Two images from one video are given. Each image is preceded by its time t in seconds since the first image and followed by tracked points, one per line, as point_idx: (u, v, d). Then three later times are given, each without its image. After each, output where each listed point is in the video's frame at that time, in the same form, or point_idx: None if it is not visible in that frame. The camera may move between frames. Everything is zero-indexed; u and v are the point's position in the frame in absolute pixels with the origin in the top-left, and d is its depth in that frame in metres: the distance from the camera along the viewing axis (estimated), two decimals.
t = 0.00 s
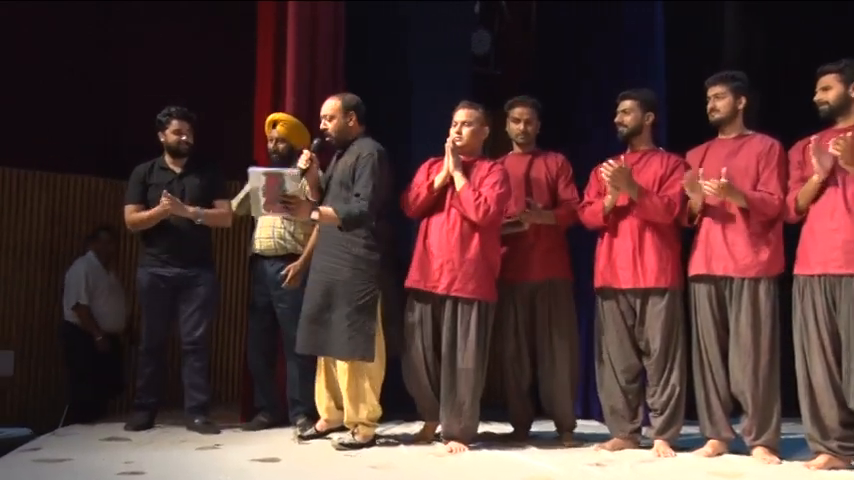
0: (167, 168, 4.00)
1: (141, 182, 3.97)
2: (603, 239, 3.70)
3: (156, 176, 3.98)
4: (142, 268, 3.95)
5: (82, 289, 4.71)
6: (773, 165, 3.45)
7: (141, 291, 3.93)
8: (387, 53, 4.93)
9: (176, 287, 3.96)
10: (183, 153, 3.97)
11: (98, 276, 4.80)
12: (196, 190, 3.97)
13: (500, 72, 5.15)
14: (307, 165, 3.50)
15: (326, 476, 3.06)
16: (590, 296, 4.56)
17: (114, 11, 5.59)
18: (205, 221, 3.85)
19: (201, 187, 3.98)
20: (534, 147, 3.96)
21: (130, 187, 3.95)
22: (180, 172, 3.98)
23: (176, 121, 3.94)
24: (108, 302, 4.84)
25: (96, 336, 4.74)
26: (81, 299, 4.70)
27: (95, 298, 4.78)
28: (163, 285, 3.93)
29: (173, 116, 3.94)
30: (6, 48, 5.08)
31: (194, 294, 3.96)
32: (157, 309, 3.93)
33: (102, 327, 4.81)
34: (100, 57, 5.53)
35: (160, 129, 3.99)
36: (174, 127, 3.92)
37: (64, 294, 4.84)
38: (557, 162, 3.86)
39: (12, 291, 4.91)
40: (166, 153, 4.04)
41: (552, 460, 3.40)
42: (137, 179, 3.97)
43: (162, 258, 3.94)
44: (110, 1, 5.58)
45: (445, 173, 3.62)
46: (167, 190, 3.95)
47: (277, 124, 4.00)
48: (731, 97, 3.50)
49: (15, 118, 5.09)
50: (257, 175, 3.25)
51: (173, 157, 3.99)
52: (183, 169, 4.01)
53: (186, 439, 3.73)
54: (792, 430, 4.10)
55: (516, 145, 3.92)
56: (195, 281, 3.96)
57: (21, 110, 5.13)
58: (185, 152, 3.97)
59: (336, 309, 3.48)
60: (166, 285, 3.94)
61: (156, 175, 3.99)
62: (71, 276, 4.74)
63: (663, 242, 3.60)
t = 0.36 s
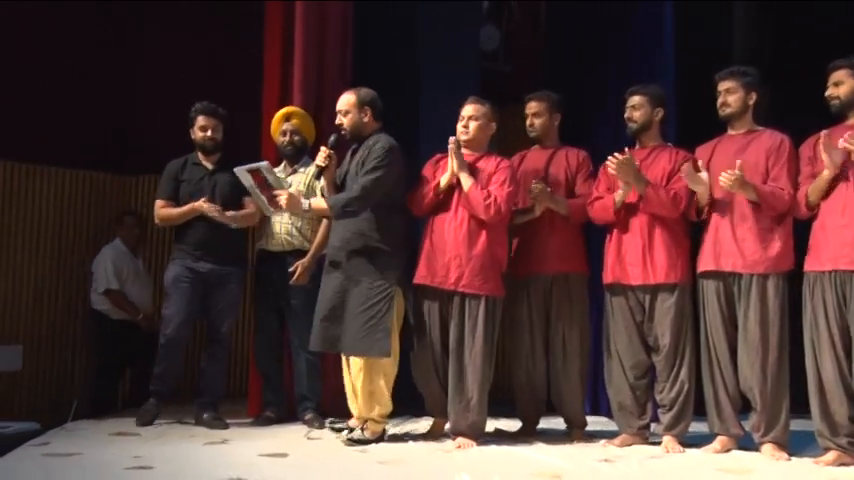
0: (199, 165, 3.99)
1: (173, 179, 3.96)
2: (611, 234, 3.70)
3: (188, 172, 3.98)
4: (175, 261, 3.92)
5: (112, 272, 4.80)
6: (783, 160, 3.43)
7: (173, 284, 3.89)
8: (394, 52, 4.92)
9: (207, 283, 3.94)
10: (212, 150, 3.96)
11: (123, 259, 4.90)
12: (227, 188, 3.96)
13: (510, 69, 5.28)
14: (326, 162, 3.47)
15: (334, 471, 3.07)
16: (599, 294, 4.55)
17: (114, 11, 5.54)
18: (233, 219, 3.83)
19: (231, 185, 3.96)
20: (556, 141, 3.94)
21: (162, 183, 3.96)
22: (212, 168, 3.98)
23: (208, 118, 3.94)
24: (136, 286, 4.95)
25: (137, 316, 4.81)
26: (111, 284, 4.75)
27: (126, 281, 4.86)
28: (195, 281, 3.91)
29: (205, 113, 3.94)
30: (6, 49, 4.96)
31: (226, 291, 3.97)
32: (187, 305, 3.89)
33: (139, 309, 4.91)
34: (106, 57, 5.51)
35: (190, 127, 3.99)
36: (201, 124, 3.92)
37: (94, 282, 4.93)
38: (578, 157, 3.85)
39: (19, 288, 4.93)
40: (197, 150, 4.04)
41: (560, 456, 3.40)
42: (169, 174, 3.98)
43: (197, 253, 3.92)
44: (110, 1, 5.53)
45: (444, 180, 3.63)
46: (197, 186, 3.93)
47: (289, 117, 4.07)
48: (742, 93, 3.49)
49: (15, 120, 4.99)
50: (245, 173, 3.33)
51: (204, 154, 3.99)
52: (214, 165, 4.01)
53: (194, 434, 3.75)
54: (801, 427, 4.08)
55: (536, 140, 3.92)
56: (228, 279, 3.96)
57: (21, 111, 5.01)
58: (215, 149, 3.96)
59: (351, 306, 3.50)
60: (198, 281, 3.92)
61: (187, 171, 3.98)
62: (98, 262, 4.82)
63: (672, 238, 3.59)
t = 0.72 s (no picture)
0: (218, 164, 3.81)
1: (190, 178, 3.78)
2: (612, 235, 3.69)
3: (206, 171, 3.80)
4: (192, 263, 3.76)
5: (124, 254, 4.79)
6: (785, 161, 3.43)
7: (196, 284, 3.73)
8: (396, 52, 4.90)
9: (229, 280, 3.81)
10: (230, 148, 3.78)
11: (142, 240, 4.89)
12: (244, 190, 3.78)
13: (511, 70, 5.16)
14: (328, 163, 3.47)
15: (335, 472, 3.07)
16: (601, 295, 4.54)
17: (114, 11, 5.55)
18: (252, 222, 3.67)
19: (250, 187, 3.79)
20: (566, 142, 3.91)
21: (177, 181, 3.77)
22: (231, 168, 3.80)
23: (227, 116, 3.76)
24: (153, 271, 4.87)
25: (130, 300, 4.78)
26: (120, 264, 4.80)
27: (138, 265, 4.84)
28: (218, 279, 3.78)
29: (225, 110, 3.77)
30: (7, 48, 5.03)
31: (246, 290, 3.84)
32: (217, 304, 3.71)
33: (143, 296, 4.84)
34: (106, 58, 5.51)
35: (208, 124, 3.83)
36: (216, 122, 3.76)
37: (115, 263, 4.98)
38: (586, 156, 3.84)
39: (18, 290, 4.91)
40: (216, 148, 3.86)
41: (561, 457, 3.40)
42: (186, 172, 3.79)
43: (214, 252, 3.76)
44: (110, 2, 5.54)
45: (432, 218, 3.50)
46: (215, 187, 3.77)
47: (295, 118, 4.05)
48: (745, 93, 3.49)
49: (15, 118, 5.04)
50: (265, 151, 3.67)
51: (222, 152, 3.81)
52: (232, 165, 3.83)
53: (194, 435, 3.75)
54: (803, 429, 4.07)
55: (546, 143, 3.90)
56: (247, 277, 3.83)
57: (21, 110, 5.07)
58: (232, 146, 3.79)
59: (348, 306, 3.49)
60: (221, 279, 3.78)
61: (205, 169, 3.81)
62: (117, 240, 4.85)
63: (674, 239, 3.58)
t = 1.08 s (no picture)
0: (224, 163, 3.71)
1: (198, 180, 3.67)
2: (610, 237, 3.70)
3: (215, 171, 3.69)
4: (205, 265, 3.67)
5: (134, 249, 4.86)
6: (782, 163, 3.44)
7: (208, 288, 3.63)
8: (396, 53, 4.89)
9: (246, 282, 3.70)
10: (234, 145, 3.67)
11: (153, 235, 4.92)
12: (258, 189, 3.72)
13: (509, 71, 5.05)
14: (327, 167, 3.48)
15: (333, 473, 3.07)
16: (599, 296, 4.55)
17: (114, 11, 5.53)
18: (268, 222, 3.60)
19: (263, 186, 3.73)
20: (568, 144, 3.93)
21: (187, 186, 3.66)
22: (238, 165, 3.71)
23: (232, 114, 3.66)
24: (161, 269, 4.88)
25: (135, 296, 4.80)
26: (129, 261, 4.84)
27: (147, 260, 4.88)
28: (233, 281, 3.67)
29: (228, 108, 3.65)
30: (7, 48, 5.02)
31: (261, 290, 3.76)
32: (231, 308, 3.64)
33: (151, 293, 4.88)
34: (106, 56, 5.50)
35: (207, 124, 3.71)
36: (215, 120, 3.63)
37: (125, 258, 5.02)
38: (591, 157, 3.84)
39: (15, 289, 4.88)
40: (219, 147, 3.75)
41: (560, 458, 3.40)
42: (194, 175, 3.68)
43: (229, 254, 3.68)
44: (110, 1, 5.52)
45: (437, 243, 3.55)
46: (227, 189, 3.67)
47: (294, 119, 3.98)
48: (743, 95, 3.49)
49: (15, 118, 5.03)
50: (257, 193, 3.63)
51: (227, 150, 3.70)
52: (240, 161, 3.73)
53: (192, 437, 3.75)
54: (800, 430, 4.08)
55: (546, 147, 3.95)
56: (261, 278, 3.75)
57: (21, 110, 5.05)
58: (234, 143, 3.67)
59: (348, 308, 3.49)
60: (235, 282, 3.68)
61: (214, 171, 3.70)
62: (127, 238, 4.92)
63: (671, 240, 3.59)
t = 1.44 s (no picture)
0: (237, 161, 3.71)
1: (211, 178, 3.67)
2: (607, 240, 3.70)
3: (227, 170, 3.70)
4: (215, 269, 3.67)
5: (139, 233, 4.84)
6: (778, 166, 3.44)
7: (216, 292, 3.62)
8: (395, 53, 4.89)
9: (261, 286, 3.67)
10: (246, 143, 3.64)
11: (157, 216, 4.88)
12: (266, 190, 3.67)
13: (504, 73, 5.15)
14: (328, 170, 3.43)
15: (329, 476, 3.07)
16: (596, 299, 4.56)
17: (114, 11, 5.51)
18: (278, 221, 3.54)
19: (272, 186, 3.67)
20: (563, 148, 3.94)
21: (200, 183, 3.68)
22: (250, 164, 3.68)
23: (242, 113, 3.61)
24: (164, 248, 4.80)
25: (140, 278, 4.72)
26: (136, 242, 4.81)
27: (152, 243, 4.82)
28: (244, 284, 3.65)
29: (238, 106, 3.59)
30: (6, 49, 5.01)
31: (273, 292, 3.66)
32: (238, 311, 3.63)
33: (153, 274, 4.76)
34: (106, 55, 5.48)
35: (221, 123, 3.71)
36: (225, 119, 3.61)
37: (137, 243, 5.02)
38: (583, 163, 3.85)
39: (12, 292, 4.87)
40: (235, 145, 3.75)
41: (556, 461, 3.40)
42: (207, 173, 3.69)
43: (238, 256, 3.65)
44: (110, 1, 5.50)
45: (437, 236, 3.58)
46: (238, 186, 3.66)
47: (288, 122, 4.02)
48: (736, 99, 3.50)
49: (14, 119, 5.02)
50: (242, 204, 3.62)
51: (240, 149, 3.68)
52: (253, 160, 3.71)
53: (188, 440, 3.75)
54: (796, 432, 4.08)
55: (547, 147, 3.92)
56: (272, 280, 3.66)
57: (21, 110, 5.04)
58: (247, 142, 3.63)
59: (357, 311, 3.50)
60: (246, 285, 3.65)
61: (226, 168, 3.70)
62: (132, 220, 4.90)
63: (668, 243, 3.59)
